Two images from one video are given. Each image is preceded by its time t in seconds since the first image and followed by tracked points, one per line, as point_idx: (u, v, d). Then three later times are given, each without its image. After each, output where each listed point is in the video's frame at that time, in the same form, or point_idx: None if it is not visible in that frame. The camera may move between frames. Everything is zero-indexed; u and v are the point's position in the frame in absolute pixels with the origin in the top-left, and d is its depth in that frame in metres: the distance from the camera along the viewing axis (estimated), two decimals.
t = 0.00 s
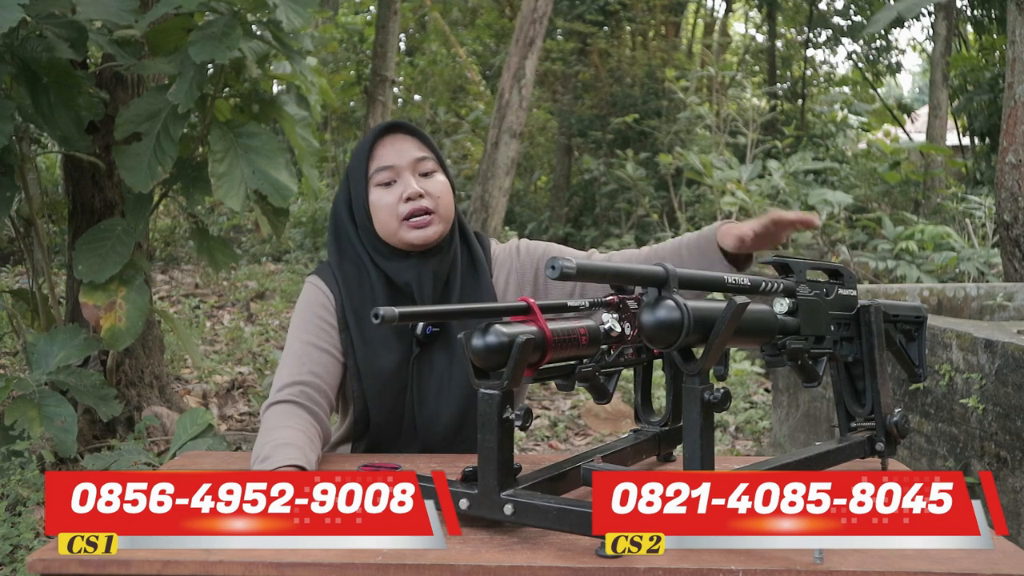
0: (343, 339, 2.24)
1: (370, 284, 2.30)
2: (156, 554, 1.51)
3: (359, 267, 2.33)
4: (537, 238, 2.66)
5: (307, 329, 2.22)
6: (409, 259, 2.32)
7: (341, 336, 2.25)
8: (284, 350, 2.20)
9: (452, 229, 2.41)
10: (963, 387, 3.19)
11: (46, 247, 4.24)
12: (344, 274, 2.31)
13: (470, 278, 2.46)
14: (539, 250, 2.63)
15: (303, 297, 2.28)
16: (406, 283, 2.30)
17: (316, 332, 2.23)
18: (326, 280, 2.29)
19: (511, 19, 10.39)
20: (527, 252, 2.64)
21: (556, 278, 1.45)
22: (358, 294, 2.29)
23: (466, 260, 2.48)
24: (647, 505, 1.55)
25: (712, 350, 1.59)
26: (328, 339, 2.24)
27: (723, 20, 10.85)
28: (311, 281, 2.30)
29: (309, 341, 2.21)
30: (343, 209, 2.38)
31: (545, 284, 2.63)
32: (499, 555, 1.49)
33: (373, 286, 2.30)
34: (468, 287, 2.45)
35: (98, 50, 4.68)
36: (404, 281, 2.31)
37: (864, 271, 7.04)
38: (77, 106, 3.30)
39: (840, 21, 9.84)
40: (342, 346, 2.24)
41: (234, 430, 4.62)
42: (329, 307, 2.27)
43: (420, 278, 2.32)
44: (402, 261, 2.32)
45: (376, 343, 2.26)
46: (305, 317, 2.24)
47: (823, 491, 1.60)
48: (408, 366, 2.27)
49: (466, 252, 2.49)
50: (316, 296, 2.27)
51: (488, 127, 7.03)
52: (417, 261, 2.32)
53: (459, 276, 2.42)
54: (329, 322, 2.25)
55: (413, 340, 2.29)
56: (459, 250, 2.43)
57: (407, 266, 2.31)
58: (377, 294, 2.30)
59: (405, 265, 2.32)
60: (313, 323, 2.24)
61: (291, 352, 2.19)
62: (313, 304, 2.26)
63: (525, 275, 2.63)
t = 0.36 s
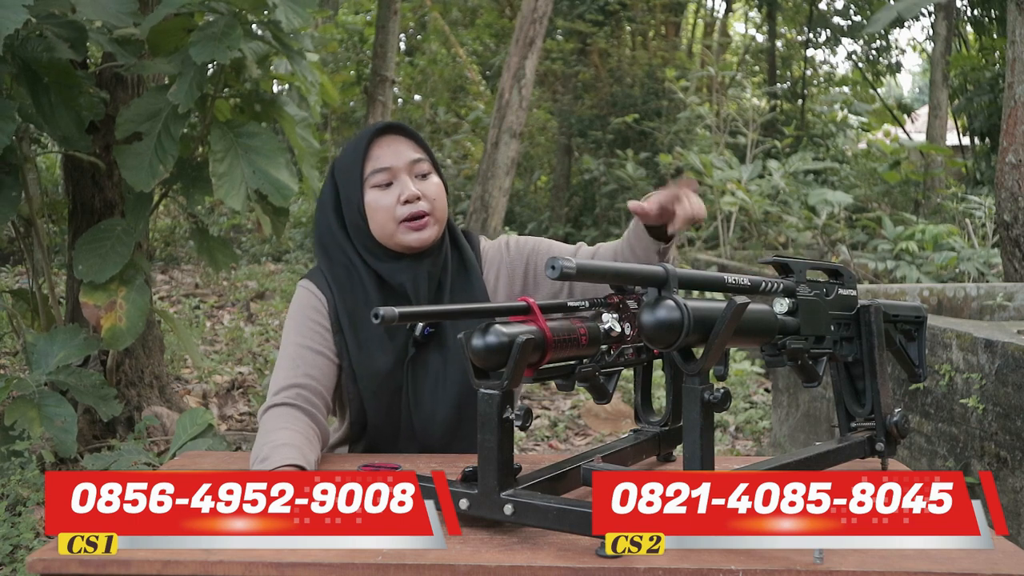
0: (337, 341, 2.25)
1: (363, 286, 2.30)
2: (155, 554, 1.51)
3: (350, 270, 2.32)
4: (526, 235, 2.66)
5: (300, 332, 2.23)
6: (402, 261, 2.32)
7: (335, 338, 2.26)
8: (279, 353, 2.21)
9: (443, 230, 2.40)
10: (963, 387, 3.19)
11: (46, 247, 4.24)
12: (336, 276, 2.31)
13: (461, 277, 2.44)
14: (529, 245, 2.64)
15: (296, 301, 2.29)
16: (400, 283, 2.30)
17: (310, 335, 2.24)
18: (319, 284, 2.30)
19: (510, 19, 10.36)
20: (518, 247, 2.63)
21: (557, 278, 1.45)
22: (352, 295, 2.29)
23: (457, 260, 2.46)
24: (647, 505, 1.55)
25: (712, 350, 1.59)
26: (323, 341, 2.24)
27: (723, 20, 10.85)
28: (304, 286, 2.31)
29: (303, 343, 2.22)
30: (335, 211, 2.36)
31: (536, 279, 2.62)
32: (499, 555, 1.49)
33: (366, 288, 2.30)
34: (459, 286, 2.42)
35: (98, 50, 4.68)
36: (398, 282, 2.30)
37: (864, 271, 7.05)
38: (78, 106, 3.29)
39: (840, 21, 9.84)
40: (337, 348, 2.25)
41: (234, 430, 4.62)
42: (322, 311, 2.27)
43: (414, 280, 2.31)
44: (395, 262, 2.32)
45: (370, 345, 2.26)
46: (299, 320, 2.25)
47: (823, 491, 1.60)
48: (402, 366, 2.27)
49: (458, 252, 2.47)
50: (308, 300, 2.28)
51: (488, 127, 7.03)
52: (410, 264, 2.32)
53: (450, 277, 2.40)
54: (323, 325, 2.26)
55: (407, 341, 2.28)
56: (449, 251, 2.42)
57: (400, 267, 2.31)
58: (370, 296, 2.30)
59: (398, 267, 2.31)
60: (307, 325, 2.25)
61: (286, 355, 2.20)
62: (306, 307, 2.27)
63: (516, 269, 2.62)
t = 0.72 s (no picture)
0: (327, 343, 2.25)
1: (352, 287, 2.30)
2: (156, 554, 1.51)
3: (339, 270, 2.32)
4: (511, 235, 2.64)
5: (290, 335, 2.22)
6: (390, 261, 2.32)
7: (325, 340, 2.25)
8: (270, 356, 2.20)
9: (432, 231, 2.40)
10: (963, 387, 3.19)
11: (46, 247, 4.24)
12: (324, 278, 2.30)
13: (449, 276, 2.44)
14: (514, 245, 2.62)
15: (286, 304, 2.28)
16: (388, 283, 2.30)
17: (301, 337, 2.23)
18: (307, 286, 2.29)
19: (510, 20, 10.40)
20: (503, 247, 2.62)
21: (556, 278, 1.45)
22: (340, 296, 2.28)
23: (445, 259, 2.47)
24: (647, 505, 1.55)
25: (712, 350, 1.59)
26: (314, 343, 2.24)
27: (723, 20, 10.84)
28: (292, 288, 2.30)
29: (294, 345, 2.21)
30: (325, 211, 2.36)
31: (522, 279, 2.60)
32: (499, 554, 1.49)
33: (354, 289, 2.30)
34: (447, 285, 2.44)
35: (98, 50, 4.69)
36: (386, 282, 2.31)
37: (864, 271, 7.05)
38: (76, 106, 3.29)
39: (840, 21, 9.85)
40: (327, 350, 2.25)
41: (234, 430, 4.62)
42: (311, 312, 2.26)
43: (402, 279, 2.32)
44: (383, 262, 2.32)
45: (359, 345, 2.26)
46: (289, 322, 2.24)
47: (823, 491, 1.60)
48: (392, 366, 2.28)
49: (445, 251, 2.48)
50: (297, 302, 2.27)
51: (488, 127, 7.03)
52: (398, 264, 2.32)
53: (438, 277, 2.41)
54: (313, 327, 2.25)
55: (394, 341, 2.29)
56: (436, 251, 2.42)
57: (388, 267, 2.31)
58: (359, 297, 2.29)
59: (385, 267, 2.31)
60: (297, 327, 2.24)
61: (278, 357, 2.19)
62: (296, 309, 2.26)
63: (502, 269, 2.60)
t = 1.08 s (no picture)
0: (324, 342, 2.25)
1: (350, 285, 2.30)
2: (156, 554, 1.51)
3: (339, 268, 2.33)
4: (507, 234, 2.63)
5: (287, 334, 2.23)
6: (387, 259, 2.30)
7: (322, 340, 2.25)
8: (268, 355, 2.21)
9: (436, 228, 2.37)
10: (963, 387, 3.19)
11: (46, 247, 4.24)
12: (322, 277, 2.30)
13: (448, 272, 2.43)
14: (507, 244, 2.61)
15: (285, 303, 2.28)
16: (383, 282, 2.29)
17: (298, 336, 2.23)
18: (305, 285, 2.30)
19: (510, 19, 10.41)
20: (497, 247, 2.61)
21: (556, 278, 1.45)
22: (338, 295, 2.29)
23: (445, 257, 2.46)
24: (647, 505, 1.55)
25: (712, 350, 1.59)
26: (311, 342, 2.24)
27: (723, 20, 10.85)
28: (290, 287, 2.31)
29: (292, 345, 2.21)
30: (328, 206, 2.37)
31: (516, 278, 2.59)
32: (499, 555, 1.49)
33: (354, 287, 2.31)
34: (446, 283, 2.42)
35: (98, 50, 4.69)
36: (383, 282, 2.29)
37: (864, 271, 7.05)
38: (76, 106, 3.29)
39: (840, 21, 9.85)
40: (324, 349, 2.25)
41: (234, 430, 4.62)
42: (309, 311, 2.27)
43: (397, 278, 2.30)
44: (379, 261, 2.30)
45: (356, 344, 2.26)
46: (287, 322, 2.25)
47: (823, 491, 1.60)
48: (388, 367, 2.27)
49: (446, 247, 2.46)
50: (296, 301, 2.28)
51: (488, 127, 7.03)
52: (394, 261, 2.31)
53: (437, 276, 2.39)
54: (311, 327, 2.25)
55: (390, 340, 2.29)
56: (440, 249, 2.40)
57: (385, 265, 2.29)
58: (358, 296, 2.30)
59: (382, 265, 2.30)
60: (295, 327, 2.24)
61: (275, 356, 2.19)
62: (294, 308, 2.26)
63: (498, 269, 2.59)
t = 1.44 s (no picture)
0: (324, 343, 2.25)
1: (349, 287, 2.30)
2: (155, 555, 1.51)
3: (337, 269, 2.33)
4: (514, 240, 2.63)
5: (286, 335, 2.23)
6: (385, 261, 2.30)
7: (322, 341, 2.25)
8: (268, 356, 2.21)
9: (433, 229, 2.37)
10: (963, 386, 3.19)
11: (46, 247, 4.24)
12: (322, 279, 2.30)
13: (447, 272, 2.43)
14: (517, 252, 2.61)
15: (284, 304, 2.29)
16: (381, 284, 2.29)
17: (298, 337, 2.24)
18: (304, 286, 2.30)
19: (510, 19, 10.43)
20: (506, 253, 2.61)
21: (556, 278, 1.45)
22: (337, 297, 2.29)
23: (444, 256, 2.45)
24: (647, 505, 1.55)
25: (712, 350, 1.59)
26: (311, 343, 2.24)
27: (723, 20, 10.86)
28: (289, 288, 2.31)
29: (291, 346, 2.22)
30: (326, 207, 2.37)
31: (522, 285, 2.60)
32: (499, 555, 1.49)
33: (352, 289, 2.31)
34: (445, 283, 2.42)
35: (98, 50, 4.70)
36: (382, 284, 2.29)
37: (864, 271, 7.06)
38: (75, 106, 3.29)
39: (840, 21, 9.87)
40: (324, 350, 2.25)
41: (234, 430, 4.62)
42: (308, 313, 2.27)
43: (395, 281, 2.30)
44: (377, 263, 2.30)
45: (355, 346, 2.26)
46: (286, 323, 2.25)
47: (823, 491, 1.60)
48: (387, 368, 2.27)
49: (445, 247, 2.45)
50: (295, 303, 2.28)
51: (488, 127, 7.04)
52: (392, 264, 2.31)
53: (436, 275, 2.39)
54: (310, 328, 2.26)
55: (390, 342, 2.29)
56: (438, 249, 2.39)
57: (382, 268, 2.30)
58: (357, 297, 2.30)
59: (380, 268, 2.30)
60: (294, 328, 2.24)
61: (275, 357, 2.20)
62: (293, 310, 2.26)
63: (503, 274, 2.59)
